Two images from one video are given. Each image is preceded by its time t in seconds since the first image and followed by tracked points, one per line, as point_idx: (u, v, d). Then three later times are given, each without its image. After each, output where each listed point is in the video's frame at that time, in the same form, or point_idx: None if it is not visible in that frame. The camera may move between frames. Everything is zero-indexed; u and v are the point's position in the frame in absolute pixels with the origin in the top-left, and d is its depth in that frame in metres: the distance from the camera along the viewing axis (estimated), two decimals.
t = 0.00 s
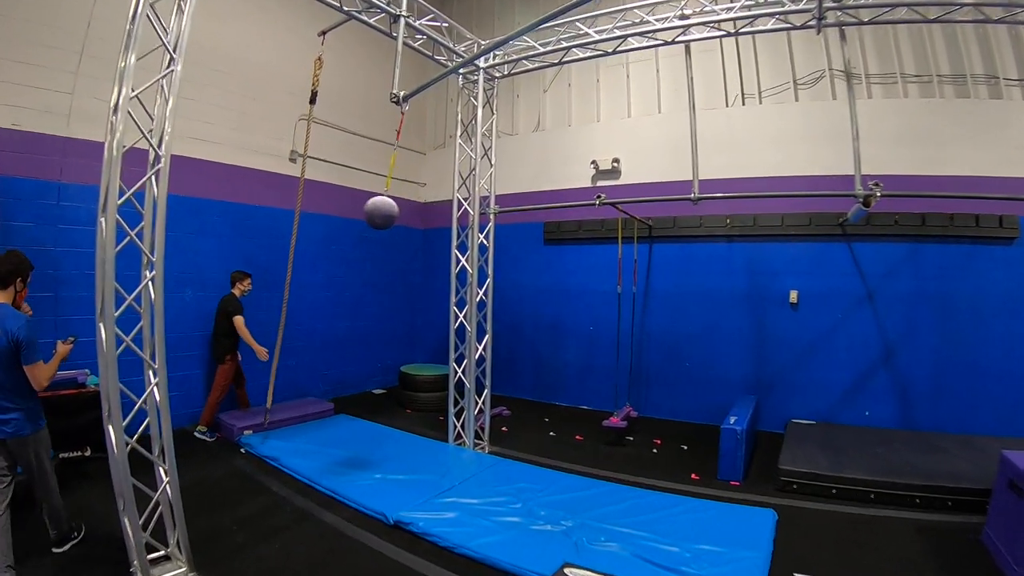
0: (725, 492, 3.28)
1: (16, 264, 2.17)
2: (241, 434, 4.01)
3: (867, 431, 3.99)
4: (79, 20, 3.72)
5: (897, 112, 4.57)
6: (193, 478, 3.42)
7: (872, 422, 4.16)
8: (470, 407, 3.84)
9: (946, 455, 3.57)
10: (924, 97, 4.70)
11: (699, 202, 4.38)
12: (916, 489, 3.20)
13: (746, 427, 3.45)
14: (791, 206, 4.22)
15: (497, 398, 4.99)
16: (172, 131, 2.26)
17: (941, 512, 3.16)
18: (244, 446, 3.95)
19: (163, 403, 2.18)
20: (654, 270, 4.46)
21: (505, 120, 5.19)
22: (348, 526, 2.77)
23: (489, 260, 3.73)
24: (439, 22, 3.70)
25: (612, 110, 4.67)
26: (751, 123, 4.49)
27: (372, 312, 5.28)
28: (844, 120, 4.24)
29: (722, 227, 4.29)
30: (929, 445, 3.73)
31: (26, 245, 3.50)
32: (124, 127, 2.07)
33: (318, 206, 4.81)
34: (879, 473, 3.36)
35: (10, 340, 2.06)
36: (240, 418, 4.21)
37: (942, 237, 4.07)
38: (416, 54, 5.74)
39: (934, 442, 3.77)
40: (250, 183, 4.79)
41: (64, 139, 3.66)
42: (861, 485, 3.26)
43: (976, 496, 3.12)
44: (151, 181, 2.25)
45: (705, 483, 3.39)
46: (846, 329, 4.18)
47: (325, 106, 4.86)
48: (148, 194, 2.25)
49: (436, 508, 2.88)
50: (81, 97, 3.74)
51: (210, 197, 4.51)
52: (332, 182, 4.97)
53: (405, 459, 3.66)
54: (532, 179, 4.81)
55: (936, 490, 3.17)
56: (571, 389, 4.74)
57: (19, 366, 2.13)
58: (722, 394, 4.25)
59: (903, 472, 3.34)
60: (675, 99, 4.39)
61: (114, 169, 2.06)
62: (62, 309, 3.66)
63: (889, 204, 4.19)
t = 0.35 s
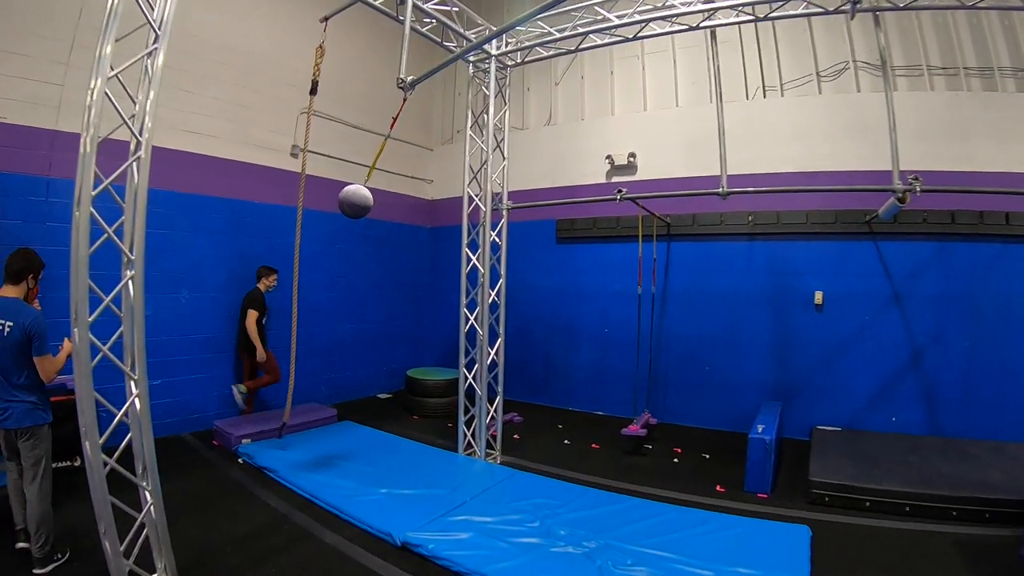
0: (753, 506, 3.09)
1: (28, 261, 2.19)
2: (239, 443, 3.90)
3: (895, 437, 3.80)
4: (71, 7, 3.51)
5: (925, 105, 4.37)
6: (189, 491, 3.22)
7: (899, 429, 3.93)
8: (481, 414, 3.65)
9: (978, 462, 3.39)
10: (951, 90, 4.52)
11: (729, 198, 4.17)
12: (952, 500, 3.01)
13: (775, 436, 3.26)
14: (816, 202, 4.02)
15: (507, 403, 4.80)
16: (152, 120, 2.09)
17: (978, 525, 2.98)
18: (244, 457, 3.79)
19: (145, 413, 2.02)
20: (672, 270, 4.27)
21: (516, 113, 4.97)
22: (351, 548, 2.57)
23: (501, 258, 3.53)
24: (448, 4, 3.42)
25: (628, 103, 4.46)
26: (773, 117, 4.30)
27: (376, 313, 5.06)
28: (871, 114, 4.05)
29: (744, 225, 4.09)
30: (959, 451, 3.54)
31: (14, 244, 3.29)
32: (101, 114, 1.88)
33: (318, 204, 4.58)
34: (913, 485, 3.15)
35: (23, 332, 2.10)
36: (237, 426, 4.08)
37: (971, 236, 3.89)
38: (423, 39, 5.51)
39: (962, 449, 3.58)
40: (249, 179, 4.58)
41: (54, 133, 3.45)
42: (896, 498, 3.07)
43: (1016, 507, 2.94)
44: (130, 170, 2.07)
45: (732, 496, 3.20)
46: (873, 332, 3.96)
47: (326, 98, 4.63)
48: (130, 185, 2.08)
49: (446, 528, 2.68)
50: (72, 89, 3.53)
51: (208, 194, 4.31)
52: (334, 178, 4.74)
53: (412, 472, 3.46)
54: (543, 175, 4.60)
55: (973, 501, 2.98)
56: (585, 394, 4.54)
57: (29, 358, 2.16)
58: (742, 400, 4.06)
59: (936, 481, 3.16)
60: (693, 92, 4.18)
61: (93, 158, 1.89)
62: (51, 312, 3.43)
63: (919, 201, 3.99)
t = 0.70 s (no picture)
0: (776, 517, 2.90)
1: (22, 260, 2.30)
2: (228, 449, 3.72)
3: (917, 440, 3.63)
4: None
5: (951, 96, 4.15)
6: (171, 505, 3.01)
7: (920, 432, 3.75)
8: (485, 420, 3.45)
9: (1006, 466, 3.23)
10: (971, 81, 4.34)
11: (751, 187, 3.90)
12: (986, 508, 2.84)
13: (798, 442, 3.08)
14: (836, 196, 3.82)
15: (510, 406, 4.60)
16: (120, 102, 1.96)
17: (1012, 534, 2.81)
18: (234, 467, 3.57)
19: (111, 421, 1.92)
20: (683, 266, 4.04)
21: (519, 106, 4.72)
22: (345, 569, 2.37)
23: (506, 254, 3.32)
24: None
25: (636, 93, 4.20)
26: (789, 108, 4.08)
27: (372, 313, 4.81)
28: (891, 104, 3.88)
29: (759, 220, 3.85)
30: (985, 454, 3.38)
31: None
32: (64, 95, 1.73)
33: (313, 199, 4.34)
34: (944, 492, 2.96)
35: (15, 327, 2.16)
36: (226, 432, 3.91)
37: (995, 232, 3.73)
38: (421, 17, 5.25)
39: (990, 453, 3.40)
40: (239, 172, 4.36)
41: (35, 122, 3.21)
42: (929, 507, 2.88)
43: None
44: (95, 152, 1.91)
45: (752, 506, 3.01)
46: (893, 331, 3.77)
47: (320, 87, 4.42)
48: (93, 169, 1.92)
49: (448, 546, 2.48)
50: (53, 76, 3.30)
51: (196, 187, 4.10)
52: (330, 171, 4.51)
53: (410, 484, 3.26)
54: (548, 170, 4.35)
55: (1006, 508, 2.81)
56: (592, 396, 4.35)
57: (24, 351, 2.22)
58: (756, 403, 3.86)
59: (967, 487, 2.99)
60: (705, 81, 3.98)
61: (55, 143, 1.77)
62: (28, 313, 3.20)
63: (944, 194, 3.80)
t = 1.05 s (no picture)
0: (780, 527, 2.73)
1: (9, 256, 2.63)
2: (201, 456, 3.52)
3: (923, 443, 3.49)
4: None
5: (957, 85, 3.98)
6: (134, 517, 2.80)
7: (925, 434, 3.61)
8: (472, 424, 3.27)
9: (1018, 469, 3.10)
10: (975, 71, 4.18)
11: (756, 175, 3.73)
12: (1002, 515, 2.69)
13: (803, 447, 2.92)
14: (837, 187, 3.65)
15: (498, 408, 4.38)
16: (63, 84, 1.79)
17: None
18: (206, 475, 3.36)
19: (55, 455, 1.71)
20: (680, 263, 3.84)
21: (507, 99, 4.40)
22: None
23: (493, 250, 3.15)
24: None
25: (630, 84, 4.01)
26: (789, 99, 3.88)
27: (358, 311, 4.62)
28: (893, 94, 3.75)
29: (759, 214, 3.66)
30: (995, 457, 3.25)
31: None
32: None
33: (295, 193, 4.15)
34: (958, 497, 2.81)
35: None
36: (201, 437, 3.71)
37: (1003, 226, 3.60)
38: None
39: (1001, 455, 3.27)
40: (218, 165, 4.15)
41: None
42: (941, 516, 2.73)
43: None
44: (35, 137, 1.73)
45: (755, 515, 2.85)
46: (897, 330, 3.62)
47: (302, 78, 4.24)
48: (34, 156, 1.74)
49: (432, 565, 2.29)
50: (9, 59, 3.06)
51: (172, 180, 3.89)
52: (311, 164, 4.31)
53: (392, 494, 3.08)
54: (539, 163, 4.10)
55: None
56: (583, 399, 4.13)
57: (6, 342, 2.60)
58: (756, 405, 3.68)
59: (981, 492, 2.84)
60: (702, 71, 3.82)
61: None
62: None
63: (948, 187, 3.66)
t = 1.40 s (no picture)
0: (758, 542, 2.54)
1: None
2: (142, 467, 3.29)
3: (907, 447, 3.35)
4: None
5: (941, 75, 3.79)
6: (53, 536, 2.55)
7: (907, 437, 3.49)
8: (427, 431, 3.07)
9: (1007, 475, 2.97)
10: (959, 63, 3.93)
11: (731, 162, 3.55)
12: (1001, 527, 2.51)
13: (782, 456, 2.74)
14: (815, 181, 3.47)
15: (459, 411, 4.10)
16: None
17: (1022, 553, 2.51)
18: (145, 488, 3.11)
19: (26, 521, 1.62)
20: (649, 259, 3.64)
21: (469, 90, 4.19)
22: None
23: (448, 245, 2.95)
24: None
25: (599, 72, 3.79)
26: (765, 88, 3.70)
27: (312, 310, 4.38)
28: (873, 84, 3.58)
29: (733, 209, 3.48)
30: (982, 462, 3.13)
31: None
32: None
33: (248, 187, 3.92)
34: (948, 506, 2.63)
35: None
36: (143, 446, 3.47)
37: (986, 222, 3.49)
38: None
39: (986, 460, 3.14)
40: (169, 158, 3.88)
41: None
42: (933, 528, 2.54)
43: None
44: None
45: (732, 529, 2.65)
46: (880, 330, 3.46)
47: (262, 69, 4.04)
48: None
49: None
50: None
51: (117, 172, 3.60)
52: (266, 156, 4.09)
53: (341, 509, 2.86)
54: (504, 156, 3.87)
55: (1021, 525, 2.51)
56: (549, 405, 3.88)
57: None
58: (733, 410, 3.48)
59: (975, 500, 2.68)
60: (673, 60, 3.65)
61: None
62: None
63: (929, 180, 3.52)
